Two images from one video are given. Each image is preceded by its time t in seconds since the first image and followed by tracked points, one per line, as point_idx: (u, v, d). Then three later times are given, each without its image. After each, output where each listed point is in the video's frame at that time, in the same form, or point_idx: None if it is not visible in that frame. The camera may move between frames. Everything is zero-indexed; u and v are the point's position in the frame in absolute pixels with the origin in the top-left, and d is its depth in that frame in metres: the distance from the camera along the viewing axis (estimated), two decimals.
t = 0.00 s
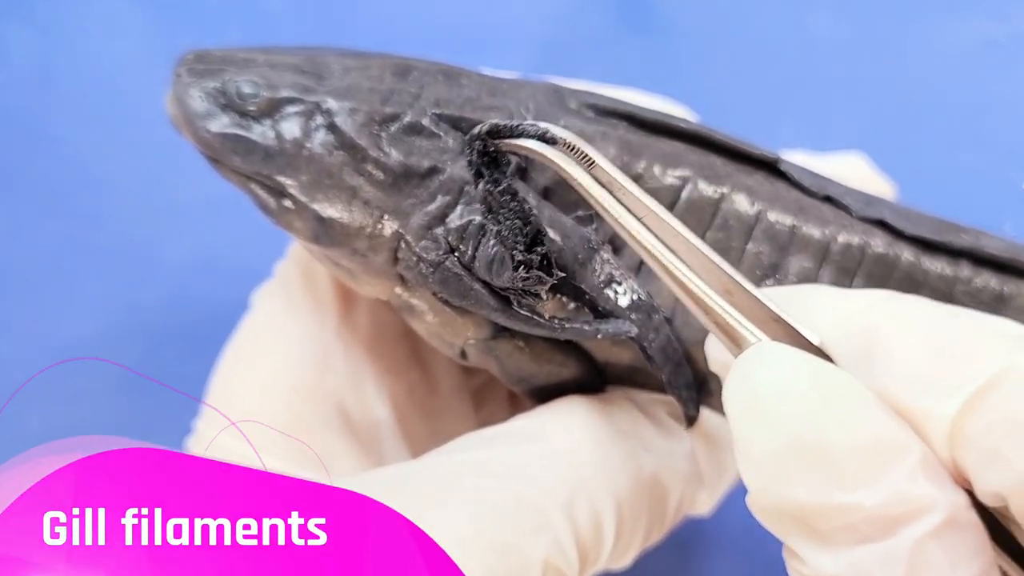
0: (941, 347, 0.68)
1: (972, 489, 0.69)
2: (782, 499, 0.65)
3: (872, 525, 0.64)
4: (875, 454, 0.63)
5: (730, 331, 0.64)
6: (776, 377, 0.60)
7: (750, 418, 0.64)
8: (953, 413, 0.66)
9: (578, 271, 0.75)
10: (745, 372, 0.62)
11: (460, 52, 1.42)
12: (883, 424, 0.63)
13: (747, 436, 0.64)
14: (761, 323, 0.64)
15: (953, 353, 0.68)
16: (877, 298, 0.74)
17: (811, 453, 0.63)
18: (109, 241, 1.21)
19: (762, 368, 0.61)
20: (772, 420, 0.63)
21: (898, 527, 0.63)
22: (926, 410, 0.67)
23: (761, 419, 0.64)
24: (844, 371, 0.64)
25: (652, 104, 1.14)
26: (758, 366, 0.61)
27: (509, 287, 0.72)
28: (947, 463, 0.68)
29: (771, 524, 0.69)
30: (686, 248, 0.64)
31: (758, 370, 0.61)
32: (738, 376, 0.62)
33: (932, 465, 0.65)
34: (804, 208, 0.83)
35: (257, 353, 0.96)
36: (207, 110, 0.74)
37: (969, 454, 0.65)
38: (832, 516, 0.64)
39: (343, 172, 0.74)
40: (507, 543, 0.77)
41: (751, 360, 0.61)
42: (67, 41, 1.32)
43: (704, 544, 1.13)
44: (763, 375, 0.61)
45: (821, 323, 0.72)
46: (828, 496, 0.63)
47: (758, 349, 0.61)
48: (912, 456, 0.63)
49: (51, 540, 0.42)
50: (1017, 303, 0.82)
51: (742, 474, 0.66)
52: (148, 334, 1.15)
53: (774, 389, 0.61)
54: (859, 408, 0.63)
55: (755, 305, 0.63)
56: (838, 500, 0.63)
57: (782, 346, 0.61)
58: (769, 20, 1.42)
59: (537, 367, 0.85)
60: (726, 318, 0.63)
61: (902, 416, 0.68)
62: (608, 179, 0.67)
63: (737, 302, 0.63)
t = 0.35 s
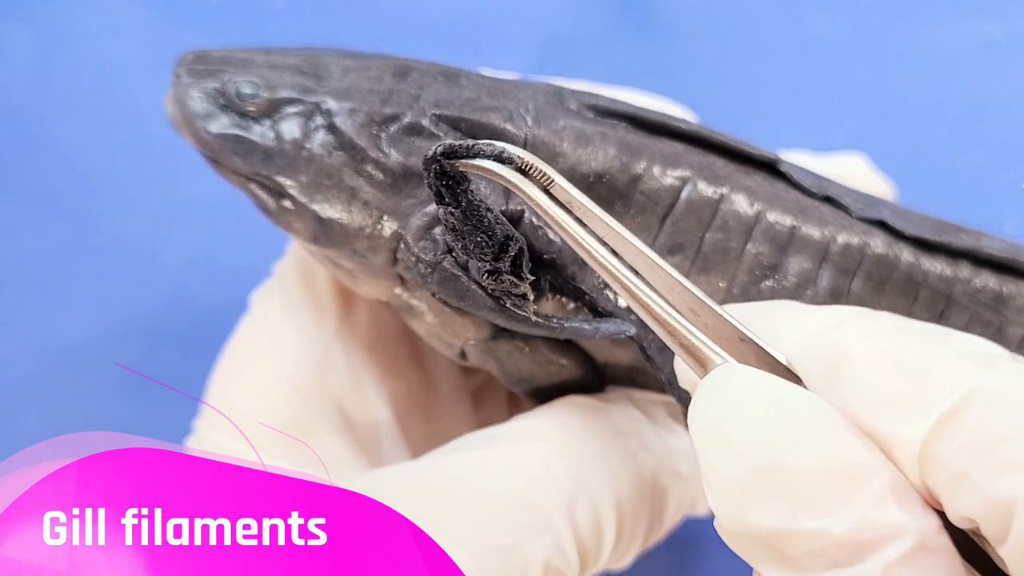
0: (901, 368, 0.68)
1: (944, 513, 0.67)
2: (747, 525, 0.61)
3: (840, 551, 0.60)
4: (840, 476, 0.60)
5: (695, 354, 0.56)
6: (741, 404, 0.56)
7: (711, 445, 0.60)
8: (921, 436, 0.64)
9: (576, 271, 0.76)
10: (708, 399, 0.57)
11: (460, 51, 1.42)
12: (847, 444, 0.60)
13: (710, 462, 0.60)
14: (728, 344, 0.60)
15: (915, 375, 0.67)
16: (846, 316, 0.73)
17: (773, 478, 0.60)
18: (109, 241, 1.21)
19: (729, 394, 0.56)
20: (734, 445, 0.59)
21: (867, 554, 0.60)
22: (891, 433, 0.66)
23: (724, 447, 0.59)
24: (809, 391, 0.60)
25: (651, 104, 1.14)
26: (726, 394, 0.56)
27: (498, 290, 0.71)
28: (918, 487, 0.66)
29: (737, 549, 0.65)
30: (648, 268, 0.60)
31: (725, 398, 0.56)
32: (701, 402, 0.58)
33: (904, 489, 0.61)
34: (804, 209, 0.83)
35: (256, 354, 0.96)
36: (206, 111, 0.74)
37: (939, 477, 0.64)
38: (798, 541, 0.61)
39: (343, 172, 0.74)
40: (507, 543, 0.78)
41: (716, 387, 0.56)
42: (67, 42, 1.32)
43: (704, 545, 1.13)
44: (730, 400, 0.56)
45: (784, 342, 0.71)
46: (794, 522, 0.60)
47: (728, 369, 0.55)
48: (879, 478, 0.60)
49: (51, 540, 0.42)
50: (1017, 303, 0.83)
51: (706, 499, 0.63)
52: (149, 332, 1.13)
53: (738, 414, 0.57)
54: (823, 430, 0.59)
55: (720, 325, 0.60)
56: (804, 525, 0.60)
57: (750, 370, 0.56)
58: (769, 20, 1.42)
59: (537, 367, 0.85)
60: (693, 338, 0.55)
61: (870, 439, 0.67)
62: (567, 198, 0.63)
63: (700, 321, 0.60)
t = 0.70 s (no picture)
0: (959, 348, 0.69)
1: (995, 492, 0.68)
2: (804, 499, 0.64)
3: (894, 526, 0.64)
4: (898, 454, 0.63)
5: (751, 329, 0.63)
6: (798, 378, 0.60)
7: (771, 419, 0.64)
8: (977, 415, 0.65)
9: (575, 271, 0.75)
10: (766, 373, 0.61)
11: (460, 51, 1.42)
12: (905, 423, 0.63)
13: (768, 435, 0.64)
14: (780, 320, 0.64)
15: (974, 356, 0.68)
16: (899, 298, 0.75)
17: (831, 455, 0.63)
18: (108, 242, 1.22)
19: (785, 368, 0.60)
20: (792, 420, 0.63)
21: (921, 531, 0.63)
22: (948, 411, 0.67)
23: (783, 421, 0.63)
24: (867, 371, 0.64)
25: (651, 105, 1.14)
26: (781, 370, 0.60)
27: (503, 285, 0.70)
28: (971, 465, 0.67)
29: (789, 524, 0.68)
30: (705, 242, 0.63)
31: (781, 373, 0.60)
32: (758, 377, 0.62)
33: (956, 468, 0.64)
34: (802, 208, 0.83)
35: (254, 355, 0.96)
36: (205, 111, 0.74)
37: (994, 456, 0.65)
38: (853, 517, 0.64)
39: (342, 172, 0.74)
40: (507, 543, 0.78)
41: (771, 360, 0.61)
42: (67, 42, 1.32)
43: (704, 545, 1.13)
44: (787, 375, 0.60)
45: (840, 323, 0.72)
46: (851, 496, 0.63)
47: (783, 346, 0.61)
48: (934, 457, 0.63)
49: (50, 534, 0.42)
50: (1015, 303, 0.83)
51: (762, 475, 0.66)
52: (150, 332, 1.17)
53: (795, 389, 0.61)
54: (880, 408, 0.63)
55: (773, 300, 0.64)
56: (862, 501, 0.63)
57: (803, 348, 0.61)
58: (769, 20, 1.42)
59: (536, 367, 0.85)
60: (748, 315, 0.62)
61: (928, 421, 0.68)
62: (630, 174, 0.65)
63: (755, 297, 0.63)
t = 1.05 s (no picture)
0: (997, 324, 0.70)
1: None
2: (842, 471, 0.65)
3: (932, 499, 0.65)
4: (936, 428, 0.64)
5: (791, 307, 0.65)
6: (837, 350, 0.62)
7: (808, 393, 0.65)
8: (1015, 390, 0.67)
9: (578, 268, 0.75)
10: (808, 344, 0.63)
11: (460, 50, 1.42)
12: (942, 395, 0.65)
13: (809, 408, 0.65)
14: (818, 298, 0.65)
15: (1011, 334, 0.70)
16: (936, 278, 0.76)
17: (868, 426, 0.64)
18: (109, 242, 1.22)
19: (824, 343, 0.63)
20: (831, 393, 0.64)
21: (957, 504, 0.64)
22: (985, 387, 0.68)
23: (821, 394, 0.65)
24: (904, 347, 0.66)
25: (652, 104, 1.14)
26: (822, 341, 0.63)
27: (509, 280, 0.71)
28: (1006, 442, 0.68)
29: (822, 498, 0.68)
30: (747, 221, 0.65)
31: (822, 344, 0.63)
32: (798, 350, 0.63)
33: (992, 444, 0.66)
34: (803, 208, 0.83)
35: (254, 353, 0.96)
36: (207, 110, 0.74)
37: None
38: (892, 489, 0.65)
39: (343, 171, 0.74)
40: (508, 541, 0.78)
41: (810, 335, 0.63)
42: (68, 43, 1.32)
43: (706, 544, 1.12)
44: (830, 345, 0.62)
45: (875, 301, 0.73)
46: (891, 467, 0.64)
47: (821, 322, 0.63)
48: (972, 431, 0.65)
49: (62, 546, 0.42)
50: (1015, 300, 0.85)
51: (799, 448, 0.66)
52: (151, 332, 1.17)
53: (836, 361, 0.62)
54: (918, 380, 0.64)
55: (814, 279, 0.65)
56: (902, 472, 0.64)
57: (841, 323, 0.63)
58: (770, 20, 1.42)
59: (538, 366, 0.85)
60: (788, 293, 0.64)
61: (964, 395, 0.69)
62: (673, 153, 0.65)
63: (795, 276, 0.65)
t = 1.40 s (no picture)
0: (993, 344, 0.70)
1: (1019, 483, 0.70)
2: (835, 488, 0.65)
3: (925, 516, 0.65)
4: (928, 445, 0.64)
5: (780, 322, 0.64)
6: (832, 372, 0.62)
7: (803, 411, 0.64)
8: (1005, 407, 0.67)
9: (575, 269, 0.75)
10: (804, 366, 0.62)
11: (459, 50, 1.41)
12: (934, 412, 0.65)
13: (801, 424, 0.64)
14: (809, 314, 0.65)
15: (1001, 349, 0.70)
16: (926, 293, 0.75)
17: (863, 443, 0.64)
18: (109, 242, 1.22)
19: (818, 358, 0.61)
20: (826, 411, 0.64)
21: (949, 520, 0.64)
22: (976, 404, 0.69)
23: (815, 410, 0.64)
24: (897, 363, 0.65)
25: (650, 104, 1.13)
26: (812, 365, 0.62)
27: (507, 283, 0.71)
28: (996, 456, 0.69)
29: (817, 515, 0.68)
30: (734, 236, 0.64)
31: (812, 368, 0.62)
32: (792, 373, 0.62)
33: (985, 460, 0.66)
34: (801, 207, 0.84)
35: (253, 353, 0.96)
36: (205, 110, 0.74)
37: (1019, 448, 0.67)
38: (884, 506, 0.65)
39: (341, 171, 0.74)
40: (507, 540, 0.78)
41: (804, 351, 0.62)
42: (69, 43, 1.33)
43: (705, 544, 1.12)
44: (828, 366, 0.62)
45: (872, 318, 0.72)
46: (883, 485, 0.64)
47: (813, 338, 0.62)
48: (963, 448, 0.65)
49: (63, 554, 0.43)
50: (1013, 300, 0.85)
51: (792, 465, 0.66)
52: (151, 332, 1.17)
53: (830, 381, 0.62)
54: (912, 398, 0.64)
55: (805, 296, 0.64)
56: (894, 489, 0.64)
57: (835, 342, 0.62)
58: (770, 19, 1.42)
59: (536, 366, 0.85)
60: (777, 309, 0.63)
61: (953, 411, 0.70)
62: (661, 169, 0.64)
63: (786, 293, 0.64)
